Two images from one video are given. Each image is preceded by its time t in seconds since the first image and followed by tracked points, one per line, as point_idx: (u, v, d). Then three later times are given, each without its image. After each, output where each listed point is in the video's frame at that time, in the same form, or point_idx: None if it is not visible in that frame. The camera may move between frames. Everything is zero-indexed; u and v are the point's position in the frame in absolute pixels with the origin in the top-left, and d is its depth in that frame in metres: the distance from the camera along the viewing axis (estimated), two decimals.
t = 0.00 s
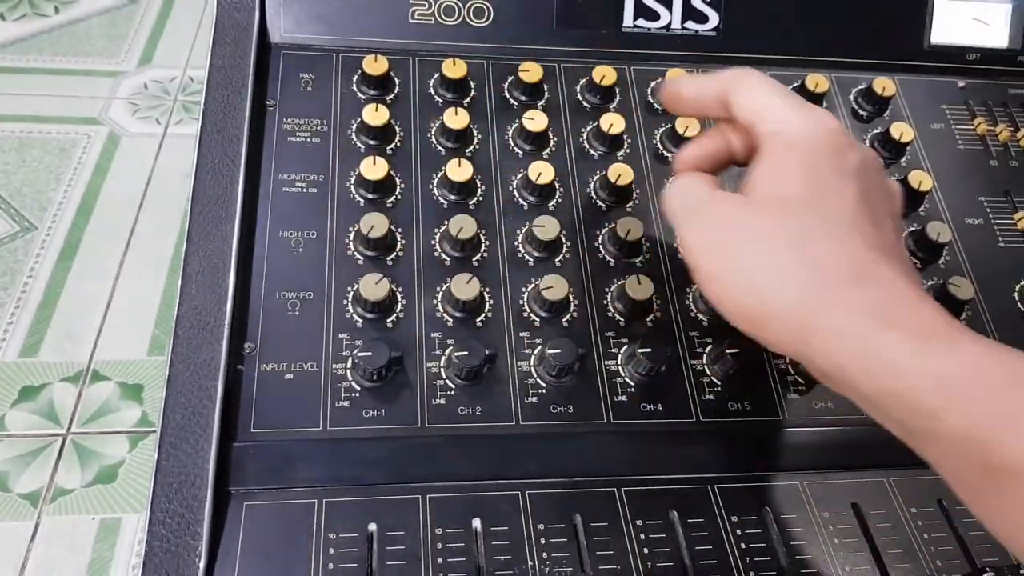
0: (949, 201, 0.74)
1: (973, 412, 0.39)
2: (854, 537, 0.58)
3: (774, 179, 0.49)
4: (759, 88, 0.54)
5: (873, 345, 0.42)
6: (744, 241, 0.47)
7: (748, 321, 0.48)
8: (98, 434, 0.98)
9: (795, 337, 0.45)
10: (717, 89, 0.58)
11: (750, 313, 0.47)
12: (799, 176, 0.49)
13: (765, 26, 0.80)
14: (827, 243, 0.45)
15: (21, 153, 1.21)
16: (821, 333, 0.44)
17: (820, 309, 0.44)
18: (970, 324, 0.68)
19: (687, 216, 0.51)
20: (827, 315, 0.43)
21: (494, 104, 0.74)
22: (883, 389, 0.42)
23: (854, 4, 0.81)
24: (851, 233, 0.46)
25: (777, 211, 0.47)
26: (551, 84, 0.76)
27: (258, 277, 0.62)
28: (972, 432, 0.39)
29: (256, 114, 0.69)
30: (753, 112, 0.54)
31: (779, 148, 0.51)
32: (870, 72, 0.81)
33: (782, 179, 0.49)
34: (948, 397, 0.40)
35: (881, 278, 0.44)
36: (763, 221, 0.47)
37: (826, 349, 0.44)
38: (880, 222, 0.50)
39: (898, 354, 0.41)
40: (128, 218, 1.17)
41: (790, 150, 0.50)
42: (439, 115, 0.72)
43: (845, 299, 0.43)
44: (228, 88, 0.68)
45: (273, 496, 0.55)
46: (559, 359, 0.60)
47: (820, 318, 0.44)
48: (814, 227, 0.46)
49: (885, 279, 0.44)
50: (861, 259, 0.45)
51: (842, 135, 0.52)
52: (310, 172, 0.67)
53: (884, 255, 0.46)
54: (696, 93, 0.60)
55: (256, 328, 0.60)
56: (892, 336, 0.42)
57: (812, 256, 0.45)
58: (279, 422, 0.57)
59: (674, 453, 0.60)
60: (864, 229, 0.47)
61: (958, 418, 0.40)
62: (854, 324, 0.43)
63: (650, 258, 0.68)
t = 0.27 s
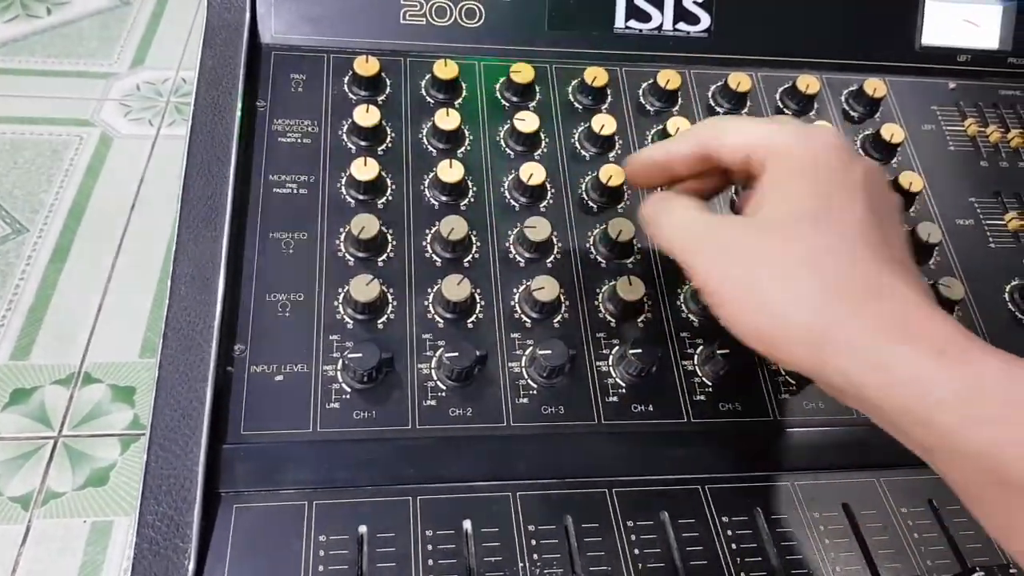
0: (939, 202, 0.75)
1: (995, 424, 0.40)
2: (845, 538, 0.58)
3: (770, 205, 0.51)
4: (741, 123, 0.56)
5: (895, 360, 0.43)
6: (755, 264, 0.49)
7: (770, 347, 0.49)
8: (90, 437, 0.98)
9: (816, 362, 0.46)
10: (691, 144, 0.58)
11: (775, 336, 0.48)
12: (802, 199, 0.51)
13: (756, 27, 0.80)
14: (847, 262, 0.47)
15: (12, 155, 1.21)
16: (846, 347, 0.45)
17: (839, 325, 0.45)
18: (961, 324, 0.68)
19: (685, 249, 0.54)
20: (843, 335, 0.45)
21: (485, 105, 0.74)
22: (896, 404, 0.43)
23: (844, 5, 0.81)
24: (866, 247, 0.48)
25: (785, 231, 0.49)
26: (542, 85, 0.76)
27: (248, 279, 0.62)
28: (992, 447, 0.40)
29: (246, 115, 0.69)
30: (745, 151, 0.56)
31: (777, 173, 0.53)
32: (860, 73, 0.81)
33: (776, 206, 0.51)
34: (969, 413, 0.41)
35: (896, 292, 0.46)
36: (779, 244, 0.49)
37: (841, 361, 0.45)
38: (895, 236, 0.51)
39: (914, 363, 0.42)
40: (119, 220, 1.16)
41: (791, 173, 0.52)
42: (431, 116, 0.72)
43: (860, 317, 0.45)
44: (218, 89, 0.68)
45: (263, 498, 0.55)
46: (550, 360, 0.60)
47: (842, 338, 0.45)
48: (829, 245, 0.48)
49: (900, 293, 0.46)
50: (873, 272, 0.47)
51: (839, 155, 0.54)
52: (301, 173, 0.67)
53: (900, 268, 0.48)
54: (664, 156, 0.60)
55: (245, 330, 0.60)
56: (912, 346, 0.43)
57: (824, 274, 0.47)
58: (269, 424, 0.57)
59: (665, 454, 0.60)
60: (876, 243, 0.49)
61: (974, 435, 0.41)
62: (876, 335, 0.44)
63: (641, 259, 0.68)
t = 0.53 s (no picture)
0: (938, 202, 0.74)
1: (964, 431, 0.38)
2: (845, 541, 0.58)
3: (614, 208, 0.48)
4: (552, 136, 0.53)
5: (845, 356, 0.40)
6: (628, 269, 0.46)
7: (634, 346, 0.47)
8: (88, 442, 0.98)
9: (751, 368, 0.43)
10: (506, 162, 0.55)
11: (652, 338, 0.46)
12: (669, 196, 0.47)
13: (754, 28, 0.80)
14: (716, 262, 0.44)
15: (10, 160, 1.21)
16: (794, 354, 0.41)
17: (730, 318, 0.43)
18: (961, 325, 0.68)
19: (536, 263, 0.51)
20: (765, 334, 0.42)
21: (482, 107, 0.74)
22: (859, 415, 0.40)
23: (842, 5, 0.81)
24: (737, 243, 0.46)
25: (651, 224, 0.46)
26: (539, 87, 0.76)
27: (245, 283, 0.62)
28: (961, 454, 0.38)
29: (242, 119, 0.68)
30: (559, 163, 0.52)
31: (609, 173, 0.49)
32: (858, 73, 0.81)
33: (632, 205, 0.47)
34: (937, 421, 0.38)
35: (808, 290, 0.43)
36: (648, 245, 0.45)
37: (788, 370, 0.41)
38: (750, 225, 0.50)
39: (880, 367, 0.40)
40: (117, 224, 1.16)
41: (632, 173, 0.49)
42: (427, 119, 0.72)
43: (812, 320, 0.41)
44: (214, 93, 0.68)
45: (261, 504, 0.55)
46: (548, 364, 0.60)
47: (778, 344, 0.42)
48: (695, 245, 0.45)
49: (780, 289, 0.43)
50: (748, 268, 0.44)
51: (644, 144, 0.51)
52: (297, 177, 0.67)
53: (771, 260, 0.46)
54: (481, 179, 0.57)
55: (243, 335, 0.60)
56: (871, 348, 0.40)
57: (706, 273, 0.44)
58: (267, 429, 0.57)
59: (665, 457, 0.60)
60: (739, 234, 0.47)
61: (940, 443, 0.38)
62: (831, 339, 0.41)
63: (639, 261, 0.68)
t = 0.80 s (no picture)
0: (940, 196, 0.74)
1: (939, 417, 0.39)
2: (847, 537, 0.58)
3: (549, 204, 0.49)
4: (498, 136, 0.55)
5: (824, 356, 0.41)
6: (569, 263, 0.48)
7: (582, 334, 0.50)
8: (86, 440, 0.97)
9: (731, 363, 0.44)
10: (460, 171, 0.58)
11: (600, 329, 0.48)
12: (603, 190, 0.49)
13: (754, 22, 0.79)
14: (649, 254, 0.46)
15: (6, 157, 1.20)
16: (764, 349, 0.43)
17: (677, 311, 0.45)
18: (963, 320, 0.68)
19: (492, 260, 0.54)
20: (742, 329, 0.43)
21: (481, 102, 0.73)
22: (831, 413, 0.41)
23: None
24: (671, 233, 0.48)
25: (597, 217, 0.48)
26: (538, 82, 0.75)
27: (242, 280, 0.61)
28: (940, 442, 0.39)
29: (238, 114, 0.68)
30: (508, 163, 0.54)
31: (548, 171, 0.51)
32: (860, 67, 0.81)
33: (567, 201, 0.49)
34: (914, 410, 0.39)
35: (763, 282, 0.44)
36: (585, 240, 0.47)
37: (762, 369, 0.43)
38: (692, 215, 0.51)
39: (851, 368, 0.41)
40: (114, 221, 1.15)
41: (568, 168, 0.50)
42: (426, 114, 0.71)
43: (785, 316, 0.43)
44: (209, 88, 0.67)
45: (258, 502, 0.54)
46: (548, 360, 0.60)
47: (742, 338, 0.43)
48: (631, 238, 0.47)
49: (721, 280, 0.45)
50: (683, 259, 0.46)
51: (585, 137, 0.52)
52: (294, 173, 0.66)
53: (706, 249, 0.47)
54: (444, 194, 0.60)
55: (240, 332, 0.59)
56: (844, 342, 0.41)
57: (647, 266, 0.46)
58: (264, 427, 0.56)
59: (666, 454, 0.60)
60: (678, 224, 0.49)
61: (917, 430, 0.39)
62: (803, 334, 0.42)
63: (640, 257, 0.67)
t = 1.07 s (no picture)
0: (933, 194, 0.74)
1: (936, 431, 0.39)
2: (839, 535, 0.58)
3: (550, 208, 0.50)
4: (513, 137, 0.56)
5: (821, 368, 0.41)
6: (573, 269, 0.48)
7: (581, 340, 0.50)
8: (78, 439, 0.97)
9: (726, 373, 0.44)
10: (482, 159, 0.59)
11: (598, 336, 0.48)
12: (609, 198, 0.49)
13: (749, 20, 0.79)
14: (650, 264, 0.46)
15: None
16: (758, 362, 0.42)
17: (674, 323, 0.45)
18: (955, 318, 0.68)
19: (496, 268, 0.54)
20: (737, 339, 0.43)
21: (474, 100, 0.73)
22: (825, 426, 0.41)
23: None
24: (676, 244, 0.47)
25: (600, 223, 0.48)
26: (532, 80, 0.75)
27: (234, 278, 0.61)
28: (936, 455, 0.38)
29: (231, 113, 0.68)
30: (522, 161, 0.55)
31: (554, 175, 0.51)
32: (853, 66, 0.81)
33: (576, 207, 0.49)
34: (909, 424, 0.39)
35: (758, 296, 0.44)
36: (591, 248, 0.47)
37: (757, 383, 0.42)
38: (700, 225, 0.51)
39: (846, 381, 0.40)
40: (107, 220, 1.15)
41: (576, 174, 0.50)
42: (419, 112, 0.71)
43: (779, 329, 0.42)
44: (202, 86, 0.67)
45: (250, 501, 0.54)
46: (542, 359, 0.60)
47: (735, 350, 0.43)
48: (634, 247, 0.47)
49: (719, 292, 0.44)
50: (684, 271, 0.46)
51: (595, 140, 0.52)
52: (287, 171, 0.66)
53: (709, 261, 0.47)
54: (465, 180, 0.61)
55: (232, 331, 0.59)
56: (839, 355, 0.41)
57: (646, 276, 0.46)
58: (256, 426, 0.56)
59: (659, 453, 0.60)
60: (683, 235, 0.48)
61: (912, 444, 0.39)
62: (797, 347, 0.42)
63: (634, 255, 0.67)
